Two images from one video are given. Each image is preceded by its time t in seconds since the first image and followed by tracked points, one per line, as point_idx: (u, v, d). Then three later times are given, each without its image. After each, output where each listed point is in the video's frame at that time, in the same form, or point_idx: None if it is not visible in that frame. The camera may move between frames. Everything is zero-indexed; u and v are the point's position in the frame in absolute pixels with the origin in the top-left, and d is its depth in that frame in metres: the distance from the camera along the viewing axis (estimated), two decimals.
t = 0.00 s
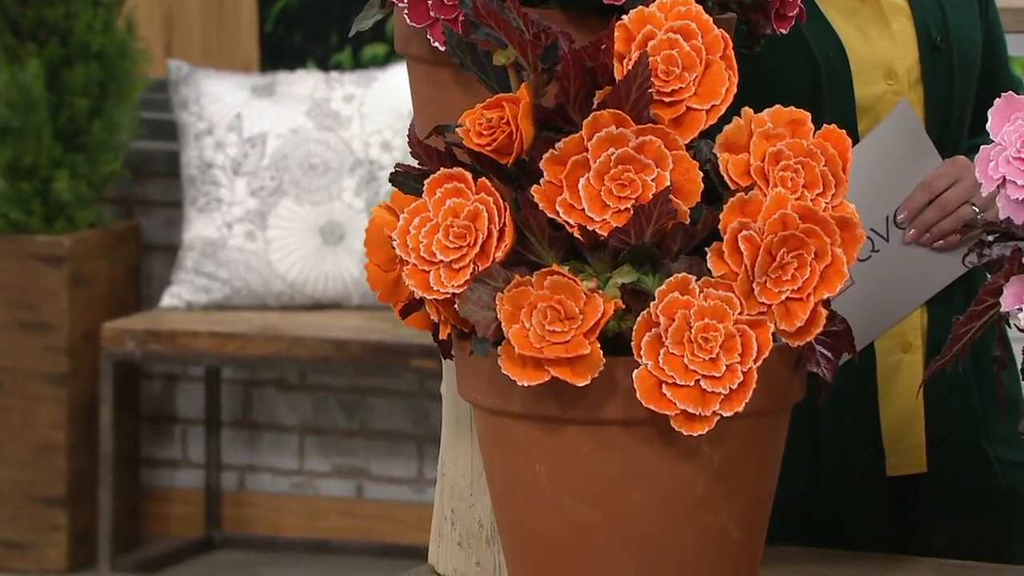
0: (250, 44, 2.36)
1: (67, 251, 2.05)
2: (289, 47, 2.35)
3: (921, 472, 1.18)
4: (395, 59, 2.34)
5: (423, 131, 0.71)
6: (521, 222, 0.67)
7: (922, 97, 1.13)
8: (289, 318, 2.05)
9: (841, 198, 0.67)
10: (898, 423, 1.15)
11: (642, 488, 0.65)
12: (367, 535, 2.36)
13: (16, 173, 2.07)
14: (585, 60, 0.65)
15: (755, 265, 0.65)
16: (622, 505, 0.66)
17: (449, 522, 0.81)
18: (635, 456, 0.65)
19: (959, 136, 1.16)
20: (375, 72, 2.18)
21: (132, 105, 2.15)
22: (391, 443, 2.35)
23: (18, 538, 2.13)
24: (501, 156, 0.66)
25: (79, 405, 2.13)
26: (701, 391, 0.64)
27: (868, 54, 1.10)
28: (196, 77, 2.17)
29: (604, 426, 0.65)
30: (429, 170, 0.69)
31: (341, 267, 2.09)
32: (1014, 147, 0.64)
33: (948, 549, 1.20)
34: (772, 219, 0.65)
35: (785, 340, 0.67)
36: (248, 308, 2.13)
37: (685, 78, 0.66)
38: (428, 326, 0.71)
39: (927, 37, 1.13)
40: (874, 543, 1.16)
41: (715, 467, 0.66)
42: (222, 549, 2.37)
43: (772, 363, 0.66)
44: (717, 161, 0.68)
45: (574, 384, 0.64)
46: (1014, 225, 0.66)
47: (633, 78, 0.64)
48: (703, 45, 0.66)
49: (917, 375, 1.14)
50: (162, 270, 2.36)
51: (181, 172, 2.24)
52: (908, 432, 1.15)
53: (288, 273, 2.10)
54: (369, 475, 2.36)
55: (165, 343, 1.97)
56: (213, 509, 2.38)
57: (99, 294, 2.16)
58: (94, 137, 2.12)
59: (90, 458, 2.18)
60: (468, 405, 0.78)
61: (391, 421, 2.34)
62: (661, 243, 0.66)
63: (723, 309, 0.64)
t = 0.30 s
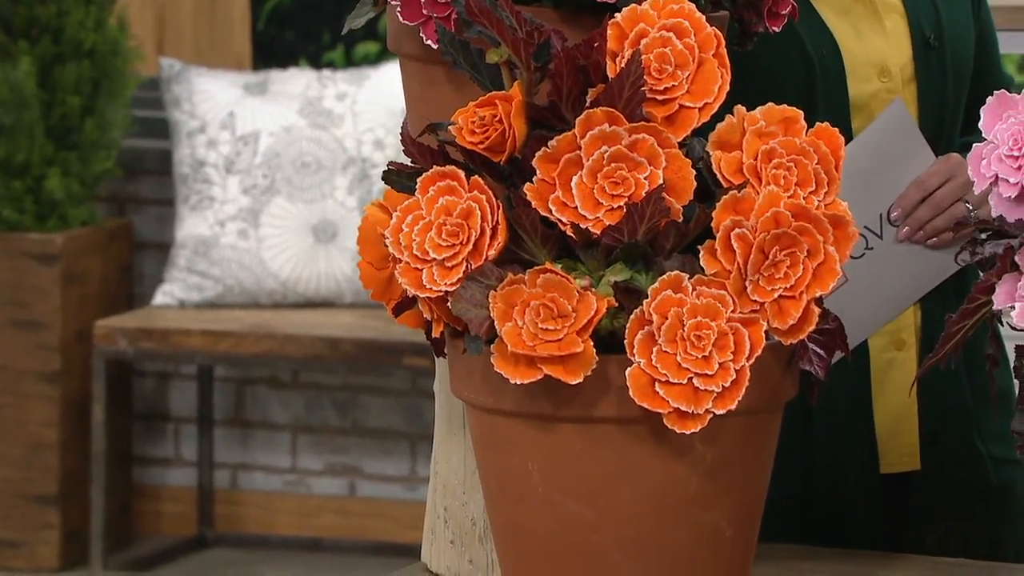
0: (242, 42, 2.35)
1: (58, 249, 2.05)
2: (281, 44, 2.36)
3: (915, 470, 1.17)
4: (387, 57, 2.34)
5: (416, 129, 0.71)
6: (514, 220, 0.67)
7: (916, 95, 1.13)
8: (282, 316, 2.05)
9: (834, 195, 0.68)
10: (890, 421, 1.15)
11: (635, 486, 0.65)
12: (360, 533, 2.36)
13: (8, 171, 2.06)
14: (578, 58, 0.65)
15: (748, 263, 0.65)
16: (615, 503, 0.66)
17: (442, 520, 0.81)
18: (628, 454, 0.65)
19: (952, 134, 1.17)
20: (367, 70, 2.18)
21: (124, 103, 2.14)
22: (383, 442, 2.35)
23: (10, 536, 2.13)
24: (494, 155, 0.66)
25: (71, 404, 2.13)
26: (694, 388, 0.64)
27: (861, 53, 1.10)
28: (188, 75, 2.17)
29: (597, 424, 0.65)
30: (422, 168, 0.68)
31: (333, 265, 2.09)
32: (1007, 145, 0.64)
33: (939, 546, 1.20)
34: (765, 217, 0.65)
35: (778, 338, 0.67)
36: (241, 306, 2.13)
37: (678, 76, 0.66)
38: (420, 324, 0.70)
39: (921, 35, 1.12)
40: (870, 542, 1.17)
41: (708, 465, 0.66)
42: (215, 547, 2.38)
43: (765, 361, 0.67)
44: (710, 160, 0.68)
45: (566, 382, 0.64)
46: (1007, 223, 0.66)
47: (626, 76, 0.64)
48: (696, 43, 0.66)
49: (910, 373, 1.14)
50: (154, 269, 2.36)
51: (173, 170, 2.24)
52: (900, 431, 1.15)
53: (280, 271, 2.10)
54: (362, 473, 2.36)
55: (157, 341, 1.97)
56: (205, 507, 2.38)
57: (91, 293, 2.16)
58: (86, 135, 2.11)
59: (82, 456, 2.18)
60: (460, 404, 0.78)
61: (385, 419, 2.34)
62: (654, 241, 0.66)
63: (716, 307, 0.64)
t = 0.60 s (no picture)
0: (225, 41, 2.35)
1: (41, 249, 2.04)
2: (264, 44, 2.35)
3: (901, 470, 1.16)
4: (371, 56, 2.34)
5: (401, 129, 0.71)
6: (498, 220, 0.67)
7: (904, 95, 1.13)
8: (267, 316, 2.05)
9: (818, 195, 0.67)
10: (877, 421, 1.14)
11: (618, 485, 0.66)
12: (343, 533, 2.36)
13: None
14: (562, 58, 0.65)
15: (732, 263, 0.65)
16: (598, 503, 0.66)
17: (426, 520, 0.81)
18: (612, 454, 0.65)
19: (939, 135, 1.16)
20: (351, 69, 2.17)
21: (107, 103, 2.15)
22: (367, 441, 2.34)
23: None
24: (478, 155, 0.66)
25: (54, 404, 2.13)
26: (678, 388, 0.64)
27: (852, 52, 1.10)
28: (171, 75, 2.16)
29: (581, 423, 0.65)
30: (407, 167, 0.68)
31: (317, 265, 2.09)
32: (990, 144, 0.65)
33: (923, 545, 1.19)
34: (749, 217, 0.65)
35: (763, 338, 0.67)
36: (225, 306, 2.13)
37: (662, 75, 0.66)
38: (405, 324, 0.70)
39: (910, 34, 1.12)
40: (855, 542, 1.17)
41: (692, 464, 0.66)
42: (198, 547, 2.37)
43: (749, 360, 0.67)
44: (694, 159, 0.68)
45: (551, 381, 0.64)
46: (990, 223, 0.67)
47: (610, 75, 0.64)
48: (679, 42, 0.66)
49: (896, 372, 1.14)
50: (137, 268, 2.36)
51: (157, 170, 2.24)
52: (886, 431, 1.14)
53: (264, 271, 2.09)
54: (345, 473, 2.36)
55: (140, 340, 1.96)
56: (188, 506, 2.38)
57: (73, 293, 2.16)
58: (69, 135, 2.11)
59: (65, 456, 2.18)
60: (445, 404, 0.78)
61: (368, 419, 2.34)
62: (638, 241, 0.66)
63: (700, 306, 0.64)
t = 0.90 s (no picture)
0: (205, 40, 2.35)
1: (21, 248, 2.03)
2: (245, 44, 2.35)
3: (879, 468, 1.17)
4: (352, 56, 2.35)
5: (381, 129, 0.71)
6: (480, 220, 0.66)
7: (880, 95, 1.13)
8: (247, 316, 2.05)
9: (799, 195, 0.68)
10: (854, 419, 1.14)
11: (599, 486, 0.66)
12: (324, 533, 2.36)
13: None
14: (543, 58, 0.65)
15: (713, 263, 0.65)
16: (579, 503, 0.66)
17: (408, 520, 0.81)
18: (593, 454, 0.65)
19: (914, 134, 1.16)
20: (332, 69, 2.17)
21: (86, 103, 2.15)
22: (348, 441, 2.34)
23: None
24: (460, 154, 0.67)
25: (34, 404, 2.12)
26: (659, 388, 0.64)
27: (826, 49, 1.10)
28: (151, 74, 2.16)
29: (562, 423, 0.65)
30: (387, 167, 0.68)
31: (298, 264, 2.09)
32: (970, 144, 0.65)
33: (899, 544, 1.18)
34: (730, 217, 0.65)
35: (743, 337, 0.67)
36: (205, 306, 2.13)
37: (643, 75, 0.66)
38: (386, 324, 0.70)
39: (884, 34, 1.12)
40: (832, 541, 1.16)
41: (673, 465, 0.66)
42: (178, 548, 2.37)
43: (730, 360, 0.67)
44: (675, 159, 0.68)
45: (532, 382, 0.64)
46: (971, 223, 0.67)
47: (591, 75, 0.64)
48: (661, 42, 0.66)
49: (873, 372, 1.14)
50: (117, 268, 2.36)
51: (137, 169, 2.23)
52: (864, 428, 1.15)
53: (245, 271, 2.09)
54: (326, 473, 2.36)
55: (120, 341, 1.96)
56: (169, 506, 2.38)
57: (53, 293, 2.16)
58: (51, 134, 2.11)
59: (45, 456, 2.18)
60: (426, 404, 0.78)
61: (349, 419, 2.34)
62: (619, 241, 0.66)
63: (681, 307, 0.64)
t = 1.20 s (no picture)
0: (178, 37, 2.34)
1: None
2: (219, 41, 2.35)
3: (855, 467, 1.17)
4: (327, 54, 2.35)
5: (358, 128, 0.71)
6: (458, 219, 0.66)
7: (851, 91, 1.12)
8: (222, 316, 2.04)
9: (778, 194, 0.67)
10: (830, 418, 1.14)
11: (578, 487, 0.65)
12: (297, 535, 2.35)
13: None
14: (521, 56, 0.65)
15: (692, 263, 0.65)
16: (557, 504, 0.65)
17: (384, 522, 0.80)
18: (572, 455, 0.65)
19: (887, 131, 1.15)
20: (308, 68, 2.16)
21: (59, 101, 2.12)
22: (323, 442, 2.34)
23: None
24: (437, 154, 0.66)
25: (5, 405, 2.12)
26: (638, 388, 0.63)
27: (795, 46, 1.10)
28: (125, 73, 2.14)
29: (541, 424, 0.65)
30: (364, 167, 0.68)
31: (273, 265, 2.08)
32: (949, 143, 0.65)
33: (880, 543, 1.18)
34: (709, 216, 0.65)
35: (723, 338, 0.67)
36: (179, 306, 2.12)
37: (622, 74, 0.65)
38: (363, 325, 0.70)
39: (855, 31, 1.12)
40: (808, 540, 1.15)
41: (652, 466, 0.66)
42: (151, 550, 2.37)
43: (709, 361, 0.66)
44: (654, 159, 0.67)
45: (510, 382, 0.64)
46: (950, 223, 0.67)
47: (570, 75, 0.64)
48: (639, 41, 0.65)
49: (848, 371, 1.14)
50: (91, 268, 2.35)
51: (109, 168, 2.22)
52: (840, 427, 1.15)
53: (220, 270, 2.08)
54: (302, 475, 2.35)
55: (94, 341, 1.95)
56: (142, 508, 2.37)
57: (26, 293, 2.15)
58: (22, 134, 2.08)
59: (16, 458, 2.17)
60: (403, 405, 0.77)
61: (325, 420, 2.33)
62: (598, 240, 0.66)
63: (660, 307, 0.64)
